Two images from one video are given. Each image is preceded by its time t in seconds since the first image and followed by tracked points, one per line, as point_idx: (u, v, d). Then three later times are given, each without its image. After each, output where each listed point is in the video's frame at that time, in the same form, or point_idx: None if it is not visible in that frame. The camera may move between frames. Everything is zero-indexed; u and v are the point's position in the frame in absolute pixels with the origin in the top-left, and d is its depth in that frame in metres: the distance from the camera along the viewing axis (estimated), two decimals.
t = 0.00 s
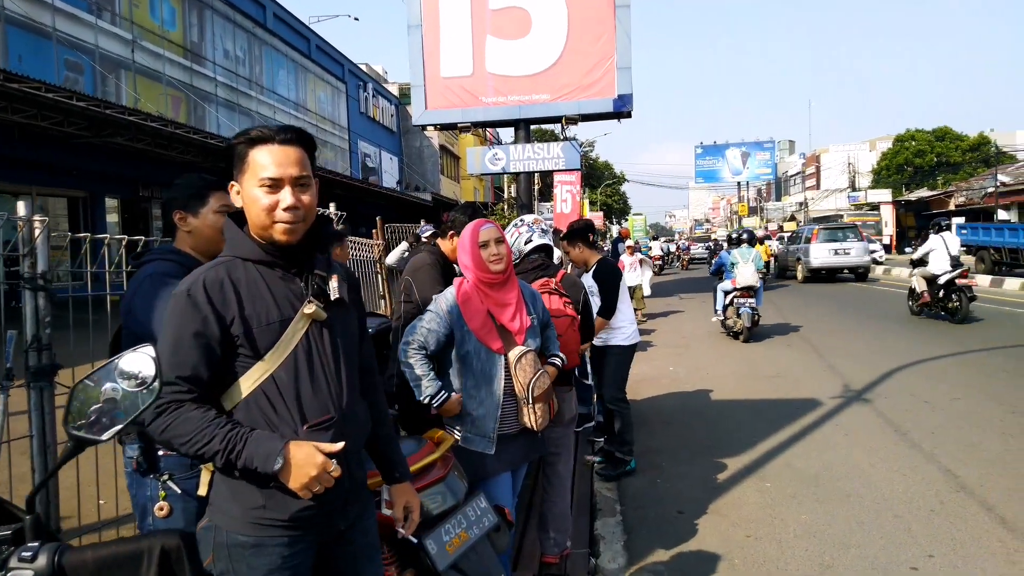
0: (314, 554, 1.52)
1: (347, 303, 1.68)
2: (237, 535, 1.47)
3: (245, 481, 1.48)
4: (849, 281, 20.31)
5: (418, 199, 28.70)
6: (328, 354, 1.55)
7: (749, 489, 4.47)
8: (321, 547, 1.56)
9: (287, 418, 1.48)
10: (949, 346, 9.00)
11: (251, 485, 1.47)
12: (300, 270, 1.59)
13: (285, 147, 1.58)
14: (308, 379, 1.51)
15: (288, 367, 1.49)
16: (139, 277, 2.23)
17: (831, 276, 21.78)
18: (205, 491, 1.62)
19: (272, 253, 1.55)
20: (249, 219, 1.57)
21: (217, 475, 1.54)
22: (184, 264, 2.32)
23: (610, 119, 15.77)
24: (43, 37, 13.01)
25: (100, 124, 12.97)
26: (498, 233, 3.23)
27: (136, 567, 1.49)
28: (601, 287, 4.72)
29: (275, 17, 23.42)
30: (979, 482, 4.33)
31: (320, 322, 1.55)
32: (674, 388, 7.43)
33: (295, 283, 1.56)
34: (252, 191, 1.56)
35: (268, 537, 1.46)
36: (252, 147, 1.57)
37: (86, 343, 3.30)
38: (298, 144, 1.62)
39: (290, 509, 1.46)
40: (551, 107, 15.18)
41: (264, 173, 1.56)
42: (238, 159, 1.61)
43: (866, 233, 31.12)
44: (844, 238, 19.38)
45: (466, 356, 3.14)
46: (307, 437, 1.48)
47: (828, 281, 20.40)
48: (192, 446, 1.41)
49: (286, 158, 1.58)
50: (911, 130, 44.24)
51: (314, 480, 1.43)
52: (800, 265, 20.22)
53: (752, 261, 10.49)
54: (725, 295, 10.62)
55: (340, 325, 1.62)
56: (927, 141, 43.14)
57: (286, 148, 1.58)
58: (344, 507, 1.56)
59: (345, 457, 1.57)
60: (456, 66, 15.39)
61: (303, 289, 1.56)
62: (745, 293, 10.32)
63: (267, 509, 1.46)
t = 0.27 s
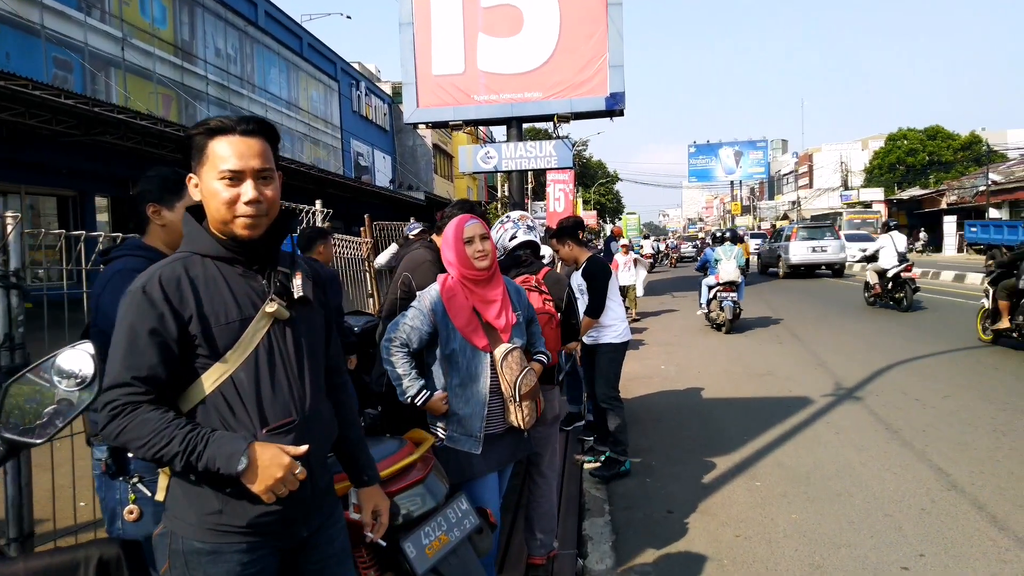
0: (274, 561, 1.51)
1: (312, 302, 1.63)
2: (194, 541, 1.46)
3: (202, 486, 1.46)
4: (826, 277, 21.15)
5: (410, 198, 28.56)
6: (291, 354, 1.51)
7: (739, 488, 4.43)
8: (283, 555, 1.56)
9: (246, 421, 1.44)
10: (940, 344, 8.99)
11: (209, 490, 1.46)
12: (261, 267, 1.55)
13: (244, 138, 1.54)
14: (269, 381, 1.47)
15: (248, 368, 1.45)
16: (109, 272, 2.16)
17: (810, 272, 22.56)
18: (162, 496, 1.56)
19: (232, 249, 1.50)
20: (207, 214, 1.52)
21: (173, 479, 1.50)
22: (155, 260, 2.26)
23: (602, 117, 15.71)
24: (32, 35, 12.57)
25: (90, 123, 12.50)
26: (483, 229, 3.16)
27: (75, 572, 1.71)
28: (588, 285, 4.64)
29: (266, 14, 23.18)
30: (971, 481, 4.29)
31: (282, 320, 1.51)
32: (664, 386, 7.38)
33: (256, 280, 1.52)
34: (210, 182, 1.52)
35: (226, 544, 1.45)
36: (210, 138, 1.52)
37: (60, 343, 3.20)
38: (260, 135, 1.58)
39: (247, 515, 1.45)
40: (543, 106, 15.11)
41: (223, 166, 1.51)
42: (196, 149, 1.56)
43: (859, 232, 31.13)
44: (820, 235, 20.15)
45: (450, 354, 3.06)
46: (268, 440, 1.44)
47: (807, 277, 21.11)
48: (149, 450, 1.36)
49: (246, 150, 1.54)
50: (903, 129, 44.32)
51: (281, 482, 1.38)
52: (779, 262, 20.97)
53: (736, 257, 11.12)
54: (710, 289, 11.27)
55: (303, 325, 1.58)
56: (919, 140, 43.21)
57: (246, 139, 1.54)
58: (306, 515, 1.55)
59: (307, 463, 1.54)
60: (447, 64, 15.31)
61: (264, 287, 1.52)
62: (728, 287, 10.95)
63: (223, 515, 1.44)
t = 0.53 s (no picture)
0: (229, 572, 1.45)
1: (272, 301, 1.58)
2: (145, 552, 1.40)
3: (153, 495, 1.39)
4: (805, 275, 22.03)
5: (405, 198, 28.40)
6: (247, 356, 1.47)
7: (730, 490, 4.37)
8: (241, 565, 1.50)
9: (200, 426, 1.38)
10: (934, 344, 8.94)
11: (159, 500, 1.39)
12: (217, 264, 1.51)
13: (199, 129, 1.49)
14: (222, 384, 1.42)
15: (201, 368, 1.40)
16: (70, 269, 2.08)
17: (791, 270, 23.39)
18: (115, 504, 1.48)
19: (186, 244, 1.46)
20: (160, 208, 1.47)
21: (123, 486, 1.44)
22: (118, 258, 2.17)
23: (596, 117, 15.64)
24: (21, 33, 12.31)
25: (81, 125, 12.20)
26: (468, 225, 3.07)
27: None
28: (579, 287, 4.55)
29: (260, 14, 23.02)
30: (966, 483, 4.23)
31: (238, 320, 1.47)
32: (657, 387, 7.32)
33: (212, 277, 1.48)
34: (163, 172, 1.47)
35: (179, 556, 1.39)
36: (164, 128, 1.48)
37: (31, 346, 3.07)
38: (216, 125, 1.53)
39: (200, 525, 1.39)
40: (536, 105, 15.04)
41: (177, 157, 1.47)
42: (148, 139, 1.51)
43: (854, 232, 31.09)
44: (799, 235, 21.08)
45: (432, 354, 2.96)
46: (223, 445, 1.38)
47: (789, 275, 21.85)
48: (95, 456, 1.28)
49: (201, 141, 1.49)
50: (897, 130, 44.35)
51: (233, 492, 1.31)
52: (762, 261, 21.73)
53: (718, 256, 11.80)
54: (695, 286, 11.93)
55: (262, 326, 1.53)
56: (913, 140, 43.20)
57: (201, 129, 1.49)
58: (264, 524, 1.50)
59: (266, 470, 1.49)
60: (440, 63, 15.23)
61: (219, 285, 1.47)
62: (711, 285, 11.63)
63: (174, 525, 1.39)
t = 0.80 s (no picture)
0: None
1: (243, 303, 1.55)
2: (111, 565, 1.35)
3: (118, 504, 1.34)
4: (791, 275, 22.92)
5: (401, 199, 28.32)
6: (217, 360, 1.45)
7: (725, 494, 4.32)
8: None
9: (166, 432, 1.36)
10: (931, 347, 8.91)
11: (124, 510, 1.34)
12: (186, 264, 1.48)
13: (168, 126, 1.46)
14: (191, 389, 1.40)
15: (167, 373, 1.37)
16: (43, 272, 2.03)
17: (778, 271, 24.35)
18: (82, 513, 1.43)
19: (154, 244, 1.43)
20: (127, 207, 1.43)
21: (87, 496, 1.39)
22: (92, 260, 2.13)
23: (593, 119, 15.60)
24: (16, 33, 12.19)
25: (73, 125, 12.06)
26: (456, 225, 3.03)
27: None
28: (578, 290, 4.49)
29: (256, 14, 22.92)
30: (962, 487, 4.19)
31: (206, 323, 1.45)
32: (652, 390, 7.27)
33: (180, 278, 1.45)
34: (130, 170, 1.43)
35: (146, 567, 1.34)
36: (132, 124, 1.44)
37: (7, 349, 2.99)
38: (185, 121, 1.50)
39: (167, 535, 1.34)
40: (532, 106, 15.00)
41: (145, 153, 1.43)
42: (115, 136, 1.47)
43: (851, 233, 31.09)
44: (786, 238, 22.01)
45: (421, 357, 2.89)
46: (190, 452, 1.35)
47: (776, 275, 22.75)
48: (55, 464, 1.25)
49: (171, 137, 1.45)
50: (895, 131, 44.36)
51: (200, 498, 1.28)
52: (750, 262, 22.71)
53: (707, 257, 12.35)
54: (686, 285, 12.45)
55: (231, 329, 1.51)
56: (910, 142, 43.23)
57: (171, 126, 1.46)
58: (237, 533, 1.46)
59: (237, 477, 1.45)
60: (436, 64, 15.18)
61: (188, 286, 1.45)
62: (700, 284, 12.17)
63: (141, 535, 1.33)
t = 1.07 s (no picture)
0: None
1: (217, 307, 1.51)
2: (80, 575, 1.32)
3: (86, 513, 1.31)
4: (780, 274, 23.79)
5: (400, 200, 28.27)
6: (190, 366, 1.42)
7: (721, 497, 4.28)
8: None
9: (137, 440, 1.33)
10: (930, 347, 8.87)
11: (93, 519, 1.31)
12: (159, 267, 1.45)
13: (140, 125, 1.43)
14: (162, 395, 1.37)
15: (138, 378, 1.34)
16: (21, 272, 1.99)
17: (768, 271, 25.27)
18: (52, 522, 1.40)
19: (126, 246, 1.40)
20: (97, 208, 1.41)
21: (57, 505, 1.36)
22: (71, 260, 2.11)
23: (591, 119, 15.56)
24: (14, 35, 12.13)
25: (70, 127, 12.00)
26: (447, 227, 2.99)
27: None
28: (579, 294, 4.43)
29: (254, 16, 22.89)
30: (961, 490, 4.15)
31: (180, 326, 1.42)
32: (650, 391, 7.24)
33: (152, 280, 1.42)
34: (102, 169, 1.41)
35: None
36: (103, 123, 1.41)
37: None
38: (159, 120, 1.47)
39: (138, 545, 1.31)
40: (531, 107, 14.97)
41: (116, 153, 1.40)
42: (87, 136, 1.44)
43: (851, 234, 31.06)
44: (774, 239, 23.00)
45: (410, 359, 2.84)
46: (161, 460, 1.32)
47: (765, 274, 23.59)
48: (21, 472, 1.23)
49: (143, 136, 1.43)
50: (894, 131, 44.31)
51: (169, 507, 1.25)
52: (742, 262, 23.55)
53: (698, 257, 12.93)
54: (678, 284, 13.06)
55: (206, 334, 1.48)
56: (910, 142, 43.21)
57: (143, 125, 1.43)
58: (211, 542, 1.42)
59: (210, 485, 1.42)
60: (434, 65, 15.15)
61: (160, 289, 1.42)
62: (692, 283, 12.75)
63: (110, 546, 1.30)
